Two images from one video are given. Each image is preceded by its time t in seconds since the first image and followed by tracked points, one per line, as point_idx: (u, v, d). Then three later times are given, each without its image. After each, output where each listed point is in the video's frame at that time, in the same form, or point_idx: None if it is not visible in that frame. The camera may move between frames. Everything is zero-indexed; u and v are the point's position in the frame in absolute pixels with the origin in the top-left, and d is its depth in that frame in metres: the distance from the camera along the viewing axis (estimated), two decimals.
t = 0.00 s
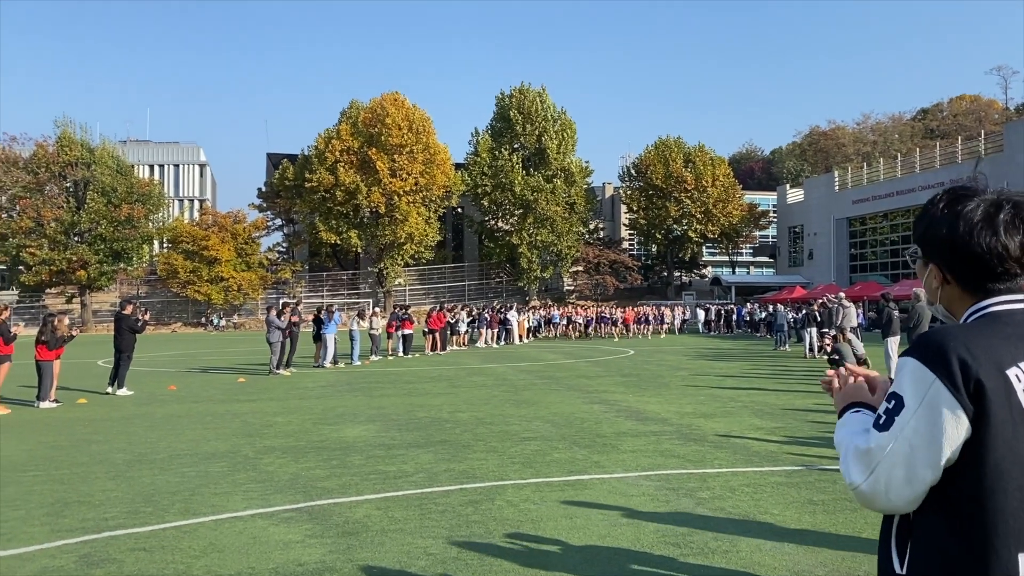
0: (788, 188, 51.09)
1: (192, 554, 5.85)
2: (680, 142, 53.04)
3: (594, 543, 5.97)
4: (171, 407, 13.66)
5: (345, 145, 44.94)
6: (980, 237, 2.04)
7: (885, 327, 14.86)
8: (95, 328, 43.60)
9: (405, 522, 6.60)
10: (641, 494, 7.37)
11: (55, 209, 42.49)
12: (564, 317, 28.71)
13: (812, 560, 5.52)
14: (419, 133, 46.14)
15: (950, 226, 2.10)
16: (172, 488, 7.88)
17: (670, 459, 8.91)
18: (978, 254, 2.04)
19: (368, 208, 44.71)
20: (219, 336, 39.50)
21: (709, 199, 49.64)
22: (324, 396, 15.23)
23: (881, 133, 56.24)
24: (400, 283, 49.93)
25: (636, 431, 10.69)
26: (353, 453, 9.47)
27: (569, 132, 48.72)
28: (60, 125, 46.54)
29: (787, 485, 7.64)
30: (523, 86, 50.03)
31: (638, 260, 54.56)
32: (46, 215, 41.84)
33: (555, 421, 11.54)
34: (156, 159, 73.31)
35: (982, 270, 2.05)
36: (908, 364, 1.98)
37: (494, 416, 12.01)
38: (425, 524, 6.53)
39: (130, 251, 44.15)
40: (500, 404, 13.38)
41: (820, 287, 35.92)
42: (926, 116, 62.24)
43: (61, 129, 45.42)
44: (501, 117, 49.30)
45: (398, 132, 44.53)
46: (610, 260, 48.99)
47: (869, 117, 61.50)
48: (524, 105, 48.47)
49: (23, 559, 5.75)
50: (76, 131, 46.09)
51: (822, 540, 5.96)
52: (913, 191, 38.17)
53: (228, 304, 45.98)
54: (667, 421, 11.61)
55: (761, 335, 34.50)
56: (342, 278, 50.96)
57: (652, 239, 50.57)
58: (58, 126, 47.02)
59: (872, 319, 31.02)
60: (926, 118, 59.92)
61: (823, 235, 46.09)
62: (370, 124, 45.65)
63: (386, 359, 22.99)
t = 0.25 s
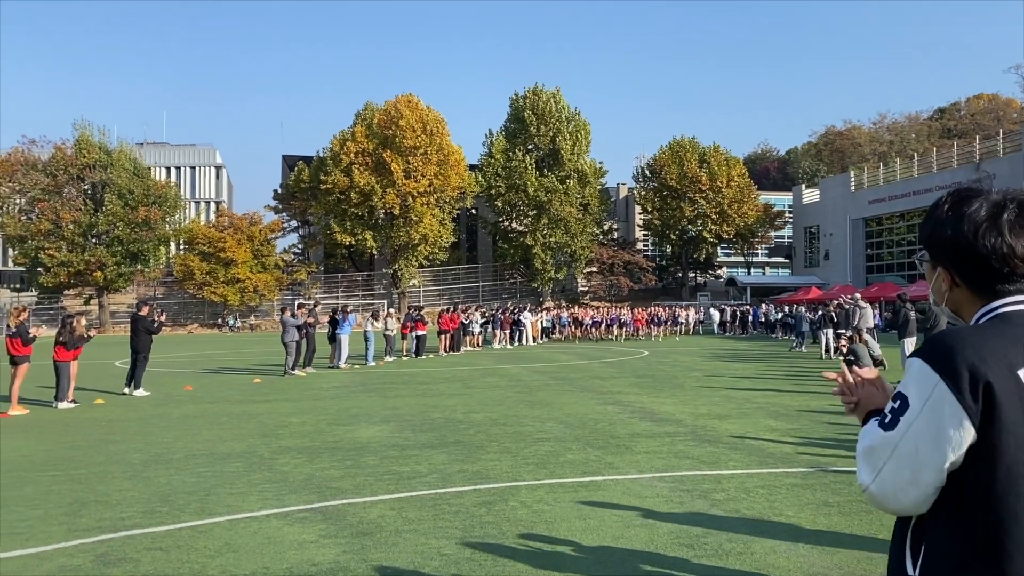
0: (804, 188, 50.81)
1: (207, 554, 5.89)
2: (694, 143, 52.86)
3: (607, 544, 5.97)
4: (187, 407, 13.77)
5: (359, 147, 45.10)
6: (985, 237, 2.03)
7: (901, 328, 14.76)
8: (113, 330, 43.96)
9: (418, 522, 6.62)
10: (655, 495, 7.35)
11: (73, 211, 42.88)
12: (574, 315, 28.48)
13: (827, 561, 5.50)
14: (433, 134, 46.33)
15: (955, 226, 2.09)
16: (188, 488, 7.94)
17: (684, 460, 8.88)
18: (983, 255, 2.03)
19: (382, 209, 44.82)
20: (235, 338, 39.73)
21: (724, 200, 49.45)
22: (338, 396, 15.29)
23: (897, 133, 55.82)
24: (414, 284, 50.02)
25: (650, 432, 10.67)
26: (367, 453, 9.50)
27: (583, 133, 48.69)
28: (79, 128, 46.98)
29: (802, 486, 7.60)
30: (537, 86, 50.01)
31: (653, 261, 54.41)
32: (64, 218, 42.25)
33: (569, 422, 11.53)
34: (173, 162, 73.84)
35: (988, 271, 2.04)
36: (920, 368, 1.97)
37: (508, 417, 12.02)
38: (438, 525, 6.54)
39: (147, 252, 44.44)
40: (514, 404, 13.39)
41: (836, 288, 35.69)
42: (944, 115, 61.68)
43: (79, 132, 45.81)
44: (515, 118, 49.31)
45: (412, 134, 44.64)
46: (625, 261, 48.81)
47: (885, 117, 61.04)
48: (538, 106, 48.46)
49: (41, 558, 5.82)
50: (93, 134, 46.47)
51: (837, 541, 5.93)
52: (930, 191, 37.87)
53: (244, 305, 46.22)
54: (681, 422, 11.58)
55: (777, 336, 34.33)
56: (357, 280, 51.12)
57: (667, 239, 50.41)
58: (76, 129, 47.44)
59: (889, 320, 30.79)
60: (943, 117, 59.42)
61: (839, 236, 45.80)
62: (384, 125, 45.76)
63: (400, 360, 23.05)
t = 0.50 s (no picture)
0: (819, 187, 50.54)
1: (223, 553, 5.93)
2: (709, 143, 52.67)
3: (621, 545, 5.97)
4: (203, 408, 13.87)
5: (374, 149, 45.24)
6: (990, 230, 2.02)
7: (917, 328, 14.65)
8: (130, 331, 44.31)
9: (432, 522, 6.64)
10: (669, 496, 7.34)
11: (91, 213, 43.30)
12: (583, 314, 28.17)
13: (842, 563, 5.47)
14: (447, 135, 46.45)
15: (959, 219, 2.08)
16: (204, 487, 8.00)
17: (699, 461, 8.86)
18: (988, 249, 2.02)
19: (397, 211, 44.93)
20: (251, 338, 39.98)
21: (739, 200, 49.25)
22: (352, 397, 15.34)
23: (914, 132, 55.42)
24: (428, 285, 50.13)
25: (664, 433, 10.64)
26: (381, 454, 9.54)
27: (597, 134, 48.64)
28: (97, 130, 47.42)
29: (817, 487, 7.57)
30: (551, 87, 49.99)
31: (667, 261, 54.27)
32: (82, 220, 42.65)
33: (582, 422, 11.53)
34: (189, 164, 74.34)
35: (993, 267, 2.03)
36: (927, 375, 1.95)
37: (522, 418, 12.02)
38: (452, 525, 6.56)
39: (164, 254, 44.77)
40: (528, 405, 13.40)
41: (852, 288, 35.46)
42: (961, 114, 61.18)
43: (96, 134, 46.21)
44: (529, 119, 49.30)
45: (425, 136, 44.76)
46: (639, 261, 48.68)
47: (902, 117, 60.61)
48: (552, 107, 48.42)
49: (59, 556, 5.87)
50: (111, 136, 46.87)
51: (853, 543, 5.89)
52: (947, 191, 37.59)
53: (260, 306, 46.48)
54: (695, 422, 11.55)
55: (793, 336, 34.16)
56: (371, 281, 51.29)
57: (681, 239, 50.25)
58: (93, 132, 47.86)
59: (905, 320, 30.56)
60: (961, 116, 58.92)
61: (855, 236, 45.52)
62: (399, 127, 45.89)
63: (414, 361, 23.11)
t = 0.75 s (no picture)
0: (839, 186, 50.20)
1: (242, 551, 6.00)
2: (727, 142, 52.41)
3: (636, 544, 5.98)
4: (223, 407, 14.00)
5: (391, 150, 45.46)
6: (993, 229, 2.02)
7: (938, 328, 14.53)
8: (151, 332, 44.71)
9: (449, 521, 6.68)
10: (685, 496, 7.34)
11: (112, 215, 43.75)
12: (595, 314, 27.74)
13: (860, 563, 5.45)
14: (464, 136, 46.58)
15: (965, 217, 2.08)
16: (224, 485, 8.08)
17: (716, 461, 8.84)
18: (991, 248, 2.03)
19: (414, 211, 45.06)
20: (271, 338, 40.26)
21: (758, 199, 49.01)
22: (370, 396, 15.41)
23: (935, 130, 54.89)
24: (445, 286, 50.25)
25: (681, 433, 10.62)
26: (398, 453, 9.60)
27: (615, 133, 48.58)
28: (118, 133, 47.92)
29: (834, 487, 7.54)
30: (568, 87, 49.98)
31: (686, 261, 54.08)
32: (104, 221, 43.12)
33: (599, 422, 11.52)
34: (209, 166, 74.92)
35: (995, 264, 2.04)
36: (933, 378, 1.96)
37: (538, 418, 12.04)
38: (469, 524, 6.60)
39: (184, 255, 45.15)
40: (545, 405, 13.42)
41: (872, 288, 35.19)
42: (983, 111, 60.49)
43: (118, 136, 46.67)
44: (546, 119, 49.29)
45: (443, 137, 44.89)
46: (657, 261, 48.52)
47: (922, 115, 60.03)
48: (569, 106, 48.38)
49: (82, 553, 5.96)
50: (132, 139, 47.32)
51: (870, 543, 5.88)
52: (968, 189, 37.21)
53: (280, 306, 46.76)
54: (713, 423, 11.52)
55: (813, 336, 33.94)
56: (389, 281, 51.50)
57: (699, 239, 50.05)
58: (115, 134, 48.33)
59: (926, 319, 30.28)
60: (983, 113, 58.26)
61: (875, 235, 45.16)
62: (416, 128, 46.01)
63: (432, 361, 23.17)
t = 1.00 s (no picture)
0: (855, 185, 49.86)
1: (256, 550, 6.02)
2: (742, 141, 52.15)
3: (650, 545, 5.95)
4: (239, 407, 14.07)
5: (405, 151, 45.52)
6: (1003, 227, 2.00)
7: (956, 329, 14.41)
8: (168, 332, 45.02)
9: (462, 521, 6.68)
10: (699, 497, 7.30)
11: (129, 216, 44.12)
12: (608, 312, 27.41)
13: (875, 565, 5.41)
14: (477, 136, 46.62)
15: (973, 215, 2.06)
16: (238, 485, 8.12)
17: (730, 462, 8.80)
18: (1001, 246, 2.00)
19: (428, 212, 45.14)
20: (286, 338, 40.47)
21: (773, 198, 48.75)
22: (384, 397, 15.45)
23: (953, 128, 54.42)
24: (459, 286, 50.30)
25: (695, 434, 10.58)
26: (412, 453, 9.61)
27: (629, 133, 48.44)
28: (135, 135, 48.30)
29: (850, 489, 7.48)
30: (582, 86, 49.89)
31: (701, 260, 53.88)
32: (121, 223, 43.52)
33: (613, 423, 11.50)
34: (225, 167, 75.35)
35: (1006, 262, 2.01)
36: (941, 378, 1.94)
37: (552, 418, 12.03)
38: (482, 524, 6.59)
39: (200, 257, 45.45)
40: (559, 405, 13.40)
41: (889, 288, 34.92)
42: (1002, 109, 59.91)
43: (134, 138, 47.04)
44: (560, 119, 49.22)
45: (456, 137, 44.94)
46: (671, 260, 48.37)
47: (940, 113, 59.53)
48: (583, 106, 48.25)
49: (97, 552, 6.01)
50: (149, 141, 47.73)
51: (886, 545, 5.82)
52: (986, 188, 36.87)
53: (295, 307, 46.97)
54: (728, 423, 11.47)
55: (829, 336, 33.74)
56: (404, 281, 51.62)
57: (714, 239, 49.84)
58: (132, 136, 48.69)
59: (944, 319, 30.02)
60: (1002, 111, 57.69)
61: (893, 234, 44.79)
62: (430, 129, 46.04)
63: (446, 361, 23.18)
